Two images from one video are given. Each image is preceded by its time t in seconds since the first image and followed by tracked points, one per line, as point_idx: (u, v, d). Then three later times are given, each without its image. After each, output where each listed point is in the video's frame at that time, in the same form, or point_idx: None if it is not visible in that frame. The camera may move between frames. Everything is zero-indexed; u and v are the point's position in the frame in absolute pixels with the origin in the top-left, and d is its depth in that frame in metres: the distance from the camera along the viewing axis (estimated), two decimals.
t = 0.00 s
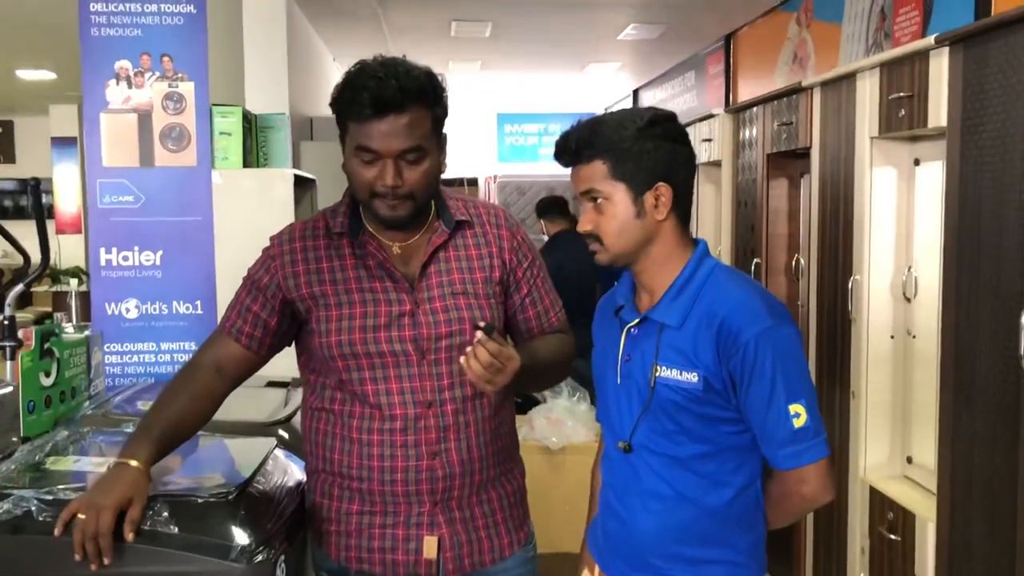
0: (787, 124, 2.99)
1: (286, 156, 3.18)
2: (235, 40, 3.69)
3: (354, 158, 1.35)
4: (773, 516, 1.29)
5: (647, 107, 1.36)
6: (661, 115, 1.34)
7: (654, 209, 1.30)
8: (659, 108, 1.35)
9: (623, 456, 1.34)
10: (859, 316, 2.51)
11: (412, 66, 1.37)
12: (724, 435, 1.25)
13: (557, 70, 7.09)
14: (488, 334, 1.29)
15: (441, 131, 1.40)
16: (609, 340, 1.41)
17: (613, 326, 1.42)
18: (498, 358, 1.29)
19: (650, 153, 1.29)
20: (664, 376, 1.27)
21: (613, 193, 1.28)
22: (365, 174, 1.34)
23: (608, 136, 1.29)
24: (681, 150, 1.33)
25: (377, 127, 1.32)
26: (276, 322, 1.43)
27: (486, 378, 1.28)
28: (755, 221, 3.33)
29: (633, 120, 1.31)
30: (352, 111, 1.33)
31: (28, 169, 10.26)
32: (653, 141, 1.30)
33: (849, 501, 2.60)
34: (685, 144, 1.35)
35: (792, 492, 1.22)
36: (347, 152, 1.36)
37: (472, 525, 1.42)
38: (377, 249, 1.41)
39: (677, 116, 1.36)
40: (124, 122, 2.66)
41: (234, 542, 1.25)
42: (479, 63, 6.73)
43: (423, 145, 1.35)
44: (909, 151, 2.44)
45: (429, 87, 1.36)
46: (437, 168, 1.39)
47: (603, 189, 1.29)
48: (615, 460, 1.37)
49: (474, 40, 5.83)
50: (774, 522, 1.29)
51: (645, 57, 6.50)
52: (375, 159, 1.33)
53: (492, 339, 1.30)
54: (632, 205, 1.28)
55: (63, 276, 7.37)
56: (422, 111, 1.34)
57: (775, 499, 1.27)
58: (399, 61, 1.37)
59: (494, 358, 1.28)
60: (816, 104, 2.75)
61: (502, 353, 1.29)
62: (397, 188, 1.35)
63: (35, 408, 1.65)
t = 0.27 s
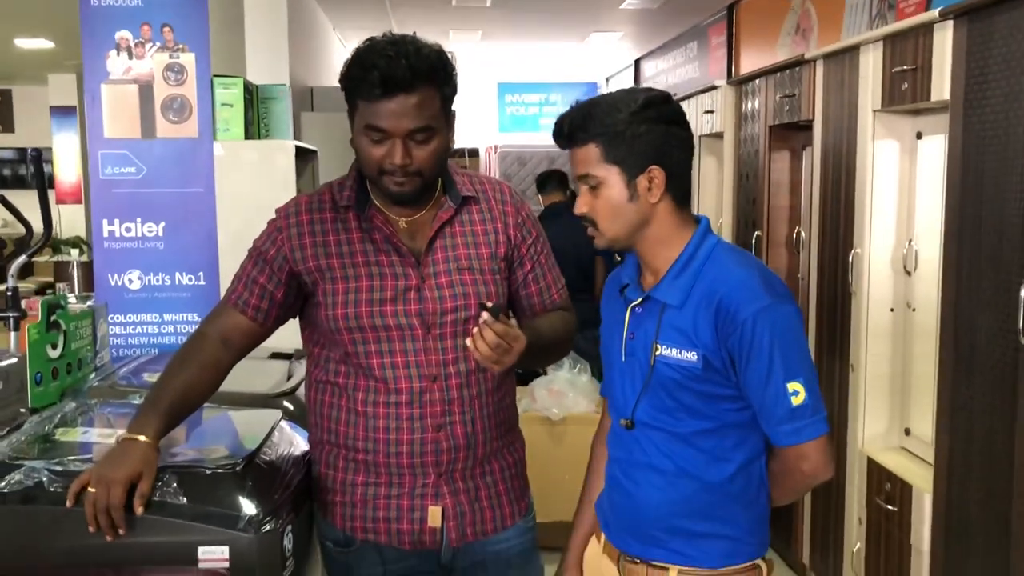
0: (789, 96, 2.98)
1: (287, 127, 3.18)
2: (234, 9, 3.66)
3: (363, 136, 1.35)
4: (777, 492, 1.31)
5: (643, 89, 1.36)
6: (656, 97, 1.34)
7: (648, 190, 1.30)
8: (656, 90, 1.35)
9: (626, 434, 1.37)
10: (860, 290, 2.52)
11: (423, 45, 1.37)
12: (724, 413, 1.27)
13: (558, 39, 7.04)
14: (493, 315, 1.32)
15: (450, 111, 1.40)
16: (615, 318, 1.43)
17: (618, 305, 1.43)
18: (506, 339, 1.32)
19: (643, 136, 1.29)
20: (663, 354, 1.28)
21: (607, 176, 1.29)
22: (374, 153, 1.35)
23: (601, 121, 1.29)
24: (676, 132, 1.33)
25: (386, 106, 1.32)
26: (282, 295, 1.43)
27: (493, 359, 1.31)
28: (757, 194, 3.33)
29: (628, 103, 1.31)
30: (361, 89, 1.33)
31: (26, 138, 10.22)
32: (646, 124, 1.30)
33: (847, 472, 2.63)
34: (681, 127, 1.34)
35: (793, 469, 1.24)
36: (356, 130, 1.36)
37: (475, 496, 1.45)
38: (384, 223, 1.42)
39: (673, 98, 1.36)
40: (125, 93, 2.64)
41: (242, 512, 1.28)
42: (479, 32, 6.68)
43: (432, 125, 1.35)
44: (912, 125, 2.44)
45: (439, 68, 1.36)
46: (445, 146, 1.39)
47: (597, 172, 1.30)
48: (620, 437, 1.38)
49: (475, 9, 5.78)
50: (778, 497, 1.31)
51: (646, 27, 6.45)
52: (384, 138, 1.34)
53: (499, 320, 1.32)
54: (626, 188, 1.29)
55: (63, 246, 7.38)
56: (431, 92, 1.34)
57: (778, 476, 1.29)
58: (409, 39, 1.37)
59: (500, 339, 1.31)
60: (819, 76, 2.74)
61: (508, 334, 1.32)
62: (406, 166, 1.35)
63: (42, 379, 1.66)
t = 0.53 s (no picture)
0: (792, 78, 2.98)
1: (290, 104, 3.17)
2: None
3: (366, 117, 1.36)
4: (774, 464, 1.33)
5: (624, 74, 1.37)
6: (637, 82, 1.35)
7: (630, 175, 1.32)
8: (636, 75, 1.36)
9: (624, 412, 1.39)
10: (858, 272, 2.54)
11: (430, 29, 1.38)
12: (716, 386, 1.29)
13: (562, 19, 7.02)
14: (493, 291, 1.34)
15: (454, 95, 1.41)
16: (609, 299, 1.44)
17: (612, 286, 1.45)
18: (504, 315, 1.34)
19: (623, 122, 1.31)
20: (652, 332, 1.30)
21: (590, 163, 1.32)
22: (377, 133, 1.36)
23: (583, 108, 1.31)
24: (656, 117, 1.34)
25: (390, 89, 1.33)
26: (284, 269, 1.45)
27: (494, 332, 1.34)
28: (758, 175, 3.33)
29: (608, 90, 1.32)
30: (366, 71, 1.34)
31: (28, 115, 10.21)
32: (626, 110, 1.32)
33: (844, 451, 2.66)
34: (662, 111, 1.36)
35: (784, 439, 1.26)
36: (359, 110, 1.37)
37: (472, 470, 1.47)
38: (386, 200, 1.44)
39: (654, 82, 1.37)
40: (129, 70, 2.65)
41: (245, 483, 1.30)
42: (483, 11, 6.65)
43: (435, 108, 1.36)
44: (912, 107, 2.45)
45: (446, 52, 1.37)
46: (448, 128, 1.41)
47: (580, 160, 1.32)
48: (618, 415, 1.41)
49: None
50: (777, 470, 1.33)
51: (650, 6, 6.43)
52: (387, 119, 1.35)
53: (497, 296, 1.34)
54: (608, 174, 1.31)
55: (65, 223, 7.39)
56: (435, 76, 1.35)
57: (772, 450, 1.31)
58: (416, 21, 1.38)
59: (498, 314, 1.33)
60: (821, 58, 2.74)
61: (507, 309, 1.34)
62: (408, 148, 1.37)
63: (48, 352, 1.69)
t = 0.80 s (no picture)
0: (794, 66, 2.97)
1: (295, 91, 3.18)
2: None
3: (368, 104, 1.37)
4: (767, 442, 1.35)
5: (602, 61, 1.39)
6: (613, 66, 1.37)
7: (614, 156, 1.33)
8: (612, 59, 1.38)
9: (618, 397, 1.40)
10: (859, 259, 2.55)
11: (432, 17, 1.37)
12: (710, 366, 1.31)
13: (567, 6, 7.01)
14: (490, 273, 1.35)
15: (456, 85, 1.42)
16: (598, 285, 1.46)
17: (601, 273, 1.46)
18: (501, 297, 1.36)
19: (603, 105, 1.32)
20: (646, 314, 1.32)
21: (573, 149, 1.33)
22: (378, 121, 1.37)
23: (561, 94, 1.33)
24: (636, 99, 1.35)
25: (391, 78, 1.34)
26: (285, 254, 1.47)
27: (489, 317, 1.36)
28: (761, 163, 3.33)
29: (585, 75, 1.35)
30: (367, 59, 1.35)
31: (35, 102, 10.23)
32: (605, 93, 1.33)
33: (844, 438, 2.67)
34: (643, 92, 1.37)
35: (777, 416, 1.28)
36: (360, 99, 1.38)
37: (472, 452, 1.49)
38: (387, 184, 1.45)
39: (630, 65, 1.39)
40: (133, 56, 2.68)
41: (247, 464, 1.33)
42: None
43: (435, 99, 1.37)
44: (914, 95, 2.45)
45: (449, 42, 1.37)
46: (449, 116, 1.42)
47: (564, 146, 1.34)
48: (611, 397, 1.42)
49: None
50: (770, 446, 1.35)
51: None
52: (387, 108, 1.36)
53: (495, 278, 1.36)
54: (591, 156, 1.33)
55: (72, 210, 7.42)
56: (437, 66, 1.36)
57: (764, 426, 1.33)
58: (419, 11, 1.38)
59: (496, 297, 1.35)
60: (824, 46, 2.74)
61: (505, 292, 1.36)
62: (408, 137, 1.37)
63: (53, 336, 1.71)
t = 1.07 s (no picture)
0: (798, 57, 2.98)
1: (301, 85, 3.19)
2: None
3: (379, 99, 1.38)
4: (749, 433, 1.36)
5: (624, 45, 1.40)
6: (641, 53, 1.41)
7: (648, 139, 1.36)
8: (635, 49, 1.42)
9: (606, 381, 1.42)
10: (861, 250, 2.56)
11: (437, 11, 1.40)
12: (696, 355, 1.32)
13: None
14: (493, 258, 1.36)
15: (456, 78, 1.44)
16: (589, 271, 1.48)
17: (591, 261, 1.48)
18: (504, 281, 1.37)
19: (642, 87, 1.35)
20: (636, 301, 1.34)
21: (614, 122, 1.32)
22: (390, 115, 1.38)
23: (609, 66, 1.33)
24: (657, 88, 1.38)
25: (404, 71, 1.35)
26: (288, 246, 1.49)
27: (492, 300, 1.36)
28: (765, 155, 3.34)
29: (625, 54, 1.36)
30: (379, 51, 1.35)
31: (44, 96, 10.28)
32: (640, 77, 1.35)
33: (845, 428, 2.69)
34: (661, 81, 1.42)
35: (760, 406, 1.29)
36: (370, 94, 1.39)
37: (471, 441, 1.51)
38: (386, 176, 1.46)
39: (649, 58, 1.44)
40: (140, 49, 2.69)
41: (248, 451, 1.34)
42: None
43: (446, 87, 1.39)
44: (916, 86, 2.46)
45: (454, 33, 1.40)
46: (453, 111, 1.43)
47: (605, 118, 1.32)
48: (598, 384, 1.44)
49: None
50: (752, 438, 1.36)
51: None
52: (401, 100, 1.37)
53: (497, 263, 1.37)
54: (632, 133, 1.33)
55: (81, 202, 7.46)
56: (447, 57, 1.38)
57: (747, 416, 1.34)
58: (422, 3, 1.40)
59: (499, 282, 1.36)
60: (827, 37, 2.74)
61: (507, 276, 1.37)
62: (425, 128, 1.39)
63: (60, 326, 1.74)
